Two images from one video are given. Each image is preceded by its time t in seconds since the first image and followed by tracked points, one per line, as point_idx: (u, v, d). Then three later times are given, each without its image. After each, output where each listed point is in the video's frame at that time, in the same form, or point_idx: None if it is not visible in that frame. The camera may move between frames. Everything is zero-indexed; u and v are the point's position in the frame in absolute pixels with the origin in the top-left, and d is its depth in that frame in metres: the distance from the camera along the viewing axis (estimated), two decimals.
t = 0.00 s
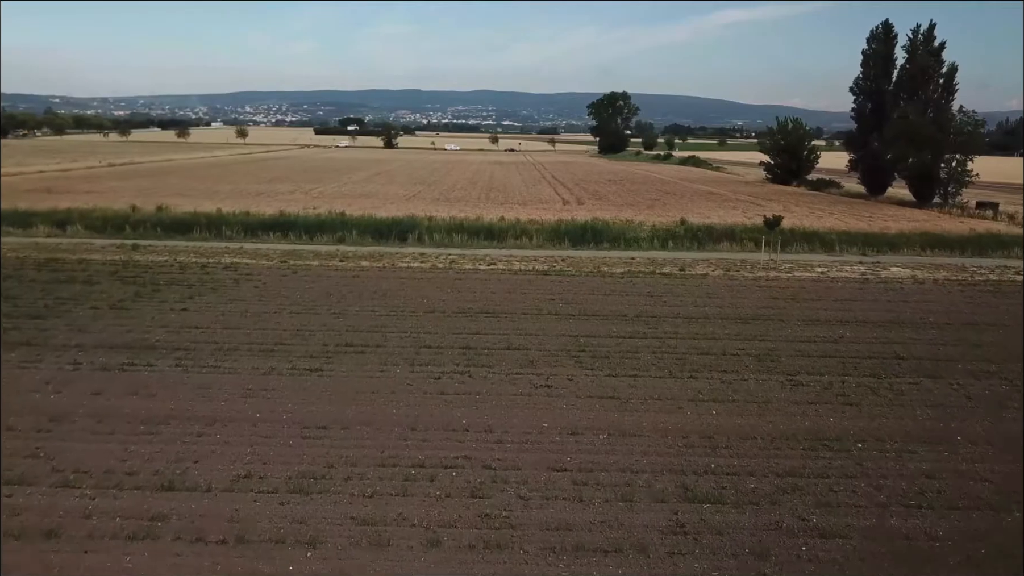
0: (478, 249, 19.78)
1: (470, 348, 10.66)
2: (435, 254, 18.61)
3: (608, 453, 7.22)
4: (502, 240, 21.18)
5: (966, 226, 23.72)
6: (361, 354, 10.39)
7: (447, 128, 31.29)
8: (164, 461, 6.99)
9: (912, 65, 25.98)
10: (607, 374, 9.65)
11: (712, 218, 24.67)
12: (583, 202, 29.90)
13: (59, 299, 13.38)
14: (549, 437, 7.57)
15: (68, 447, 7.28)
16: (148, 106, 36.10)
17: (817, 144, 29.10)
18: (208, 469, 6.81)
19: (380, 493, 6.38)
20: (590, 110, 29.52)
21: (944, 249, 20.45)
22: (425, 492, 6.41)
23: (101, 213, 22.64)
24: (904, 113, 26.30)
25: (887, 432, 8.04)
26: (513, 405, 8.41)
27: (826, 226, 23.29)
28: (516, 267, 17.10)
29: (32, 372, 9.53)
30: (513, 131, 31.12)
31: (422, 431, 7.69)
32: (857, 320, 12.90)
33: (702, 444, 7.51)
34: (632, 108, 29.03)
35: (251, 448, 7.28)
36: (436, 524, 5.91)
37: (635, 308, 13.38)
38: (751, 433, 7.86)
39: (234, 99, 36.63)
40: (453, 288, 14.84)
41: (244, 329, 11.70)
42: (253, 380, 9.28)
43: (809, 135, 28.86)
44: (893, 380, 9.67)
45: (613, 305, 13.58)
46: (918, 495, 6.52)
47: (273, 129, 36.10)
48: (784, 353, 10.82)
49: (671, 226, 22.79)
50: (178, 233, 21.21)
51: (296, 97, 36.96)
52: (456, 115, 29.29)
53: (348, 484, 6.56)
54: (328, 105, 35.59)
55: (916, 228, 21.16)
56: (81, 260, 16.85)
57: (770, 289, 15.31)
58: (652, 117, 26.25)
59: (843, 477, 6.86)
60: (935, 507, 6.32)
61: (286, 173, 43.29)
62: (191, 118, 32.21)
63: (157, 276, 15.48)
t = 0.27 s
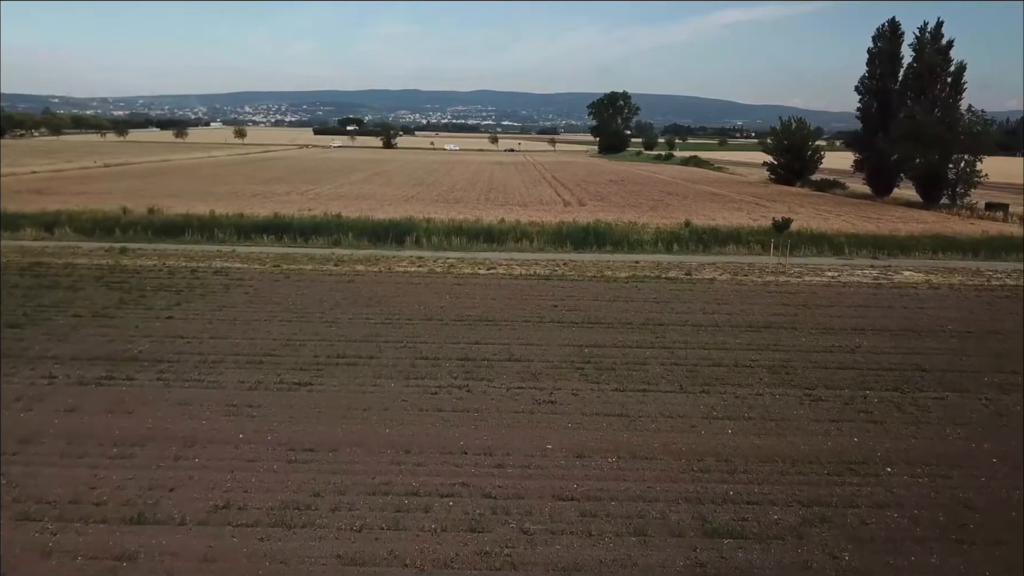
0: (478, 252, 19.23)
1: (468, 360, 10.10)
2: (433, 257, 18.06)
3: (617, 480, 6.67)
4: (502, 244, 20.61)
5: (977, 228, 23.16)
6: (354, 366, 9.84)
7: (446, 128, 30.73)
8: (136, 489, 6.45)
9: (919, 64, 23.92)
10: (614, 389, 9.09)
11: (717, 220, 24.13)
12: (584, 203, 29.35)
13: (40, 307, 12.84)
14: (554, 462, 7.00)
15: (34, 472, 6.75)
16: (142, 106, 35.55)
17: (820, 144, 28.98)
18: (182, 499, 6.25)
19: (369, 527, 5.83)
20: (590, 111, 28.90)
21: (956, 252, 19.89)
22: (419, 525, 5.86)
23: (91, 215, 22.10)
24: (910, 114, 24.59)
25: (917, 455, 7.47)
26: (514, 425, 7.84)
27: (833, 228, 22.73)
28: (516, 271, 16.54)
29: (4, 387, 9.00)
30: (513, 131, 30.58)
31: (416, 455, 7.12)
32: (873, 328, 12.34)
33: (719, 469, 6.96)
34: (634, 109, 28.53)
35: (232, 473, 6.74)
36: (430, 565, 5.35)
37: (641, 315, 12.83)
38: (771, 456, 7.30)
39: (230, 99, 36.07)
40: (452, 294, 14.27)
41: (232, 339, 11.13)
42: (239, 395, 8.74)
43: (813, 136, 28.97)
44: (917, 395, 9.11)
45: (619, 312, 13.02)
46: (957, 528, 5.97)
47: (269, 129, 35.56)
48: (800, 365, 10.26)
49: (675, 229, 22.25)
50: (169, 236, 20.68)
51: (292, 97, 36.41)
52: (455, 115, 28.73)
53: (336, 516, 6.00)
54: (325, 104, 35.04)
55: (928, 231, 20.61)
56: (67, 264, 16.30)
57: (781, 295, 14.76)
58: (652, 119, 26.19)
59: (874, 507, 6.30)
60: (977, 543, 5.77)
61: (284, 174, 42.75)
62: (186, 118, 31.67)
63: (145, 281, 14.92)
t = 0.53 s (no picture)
0: (477, 256, 18.66)
1: (466, 373, 9.55)
2: (430, 261, 17.50)
3: (629, 512, 6.11)
4: (502, 247, 20.05)
5: (989, 230, 22.60)
6: (345, 379, 9.27)
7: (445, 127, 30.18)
8: (104, 521, 5.90)
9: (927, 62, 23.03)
10: (622, 405, 8.53)
11: (722, 221, 23.59)
12: (585, 204, 28.84)
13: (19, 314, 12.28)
14: (559, 489, 6.45)
15: None
16: (136, 105, 35.00)
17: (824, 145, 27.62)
18: (152, 535, 5.69)
19: (356, 569, 5.26)
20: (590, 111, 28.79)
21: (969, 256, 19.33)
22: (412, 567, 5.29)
23: (81, 217, 21.54)
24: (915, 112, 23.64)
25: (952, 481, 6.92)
26: (516, 447, 7.28)
27: (842, 230, 22.17)
28: (516, 276, 15.98)
29: None
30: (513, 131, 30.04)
31: (410, 482, 6.57)
32: (891, 337, 11.77)
33: (739, 498, 6.39)
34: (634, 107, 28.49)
35: (209, 503, 6.17)
36: None
37: (648, 323, 12.27)
38: (795, 482, 6.75)
39: (226, 98, 35.51)
40: (450, 300, 13.72)
41: (218, 349, 10.58)
42: (221, 413, 8.18)
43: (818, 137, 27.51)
44: (946, 411, 8.54)
45: (624, 320, 12.46)
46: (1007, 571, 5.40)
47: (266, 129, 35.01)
48: (818, 377, 9.69)
49: (679, 231, 21.71)
50: (159, 239, 20.12)
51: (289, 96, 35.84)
52: (454, 114, 28.19)
53: (321, 554, 5.43)
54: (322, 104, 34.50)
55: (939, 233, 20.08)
56: (51, 268, 15.74)
57: (792, 301, 14.20)
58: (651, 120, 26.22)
59: (913, 544, 5.73)
60: None
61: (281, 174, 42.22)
62: (180, 117, 31.11)
63: (131, 286, 14.36)
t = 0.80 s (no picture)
0: (477, 259, 18.08)
1: (465, 387, 8.97)
2: (428, 265, 16.92)
3: (643, 549, 5.54)
4: (503, 250, 19.48)
5: (1001, 233, 22.03)
6: (337, 395, 8.71)
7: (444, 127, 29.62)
8: (62, 561, 5.33)
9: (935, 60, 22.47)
10: (632, 423, 7.95)
11: (728, 223, 23.03)
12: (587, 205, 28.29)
13: None
14: (566, 522, 5.88)
15: None
16: (131, 105, 34.48)
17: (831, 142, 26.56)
18: None
19: None
20: (590, 111, 28.86)
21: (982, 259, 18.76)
22: None
23: (70, 219, 21.02)
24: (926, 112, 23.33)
25: (994, 511, 6.34)
26: (518, 473, 6.71)
27: (850, 232, 21.62)
28: (518, 280, 15.39)
29: None
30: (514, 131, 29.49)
31: (403, 513, 6.00)
32: (913, 346, 11.20)
33: (764, 532, 5.82)
34: (634, 106, 28.60)
35: (180, 539, 5.60)
36: None
37: (656, 332, 11.71)
38: (824, 513, 6.17)
39: (223, 98, 34.97)
40: (448, 307, 13.17)
41: (202, 361, 10.01)
42: (201, 433, 7.61)
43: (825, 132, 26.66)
44: (979, 430, 7.96)
45: (630, 328, 11.88)
46: None
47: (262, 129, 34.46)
48: (838, 391, 9.11)
49: (685, 233, 21.15)
50: (150, 242, 19.60)
51: (286, 95, 35.28)
52: (453, 114, 27.65)
53: None
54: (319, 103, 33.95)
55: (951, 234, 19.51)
56: (34, 272, 15.19)
57: (804, 307, 13.64)
58: (651, 120, 26.31)
59: None
60: None
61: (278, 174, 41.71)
62: (175, 117, 30.58)
63: (116, 292, 13.80)
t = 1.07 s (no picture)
0: (475, 263, 17.43)
1: (463, 406, 8.30)
2: (425, 269, 16.28)
3: None
4: (503, 253, 18.83)
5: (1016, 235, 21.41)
6: (324, 415, 8.05)
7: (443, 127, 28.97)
8: None
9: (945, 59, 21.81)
10: (645, 447, 7.28)
11: (735, 225, 22.39)
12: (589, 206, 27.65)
13: None
14: (577, 569, 5.22)
15: None
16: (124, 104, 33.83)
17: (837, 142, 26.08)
18: None
19: None
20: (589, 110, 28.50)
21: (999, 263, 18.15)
22: None
23: (56, 221, 20.34)
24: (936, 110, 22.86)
25: None
26: (521, 508, 6.04)
27: (861, 234, 20.98)
28: (518, 286, 14.73)
29: None
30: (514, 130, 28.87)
31: (393, 557, 5.34)
32: (939, 358, 10.55)
33: None
34: (635, 106, 28.07)
35: None
36: None
37: (665, 343, 11.05)
38: (865, 556, 5.51)
39: (218, 97, 34.30)
40: (446, 315, 12.52)
41: (181, 375, 9.34)
42: (174, 459, 6.93)
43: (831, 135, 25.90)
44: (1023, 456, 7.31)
45: (637, 338, 11.20)
46: None
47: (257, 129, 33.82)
48: (865, 409, 8.46)
49: (691, 235, 20.51)
50: (137, 245, 18.94)
51: (282, 94, 34.58)
52: (453, 114, 27.05)
53: None
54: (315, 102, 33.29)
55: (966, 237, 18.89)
56: (12, 278, 14.50)
57: (820, 314, 12.99)
58: (650, 121, 26.48)
59: None
60: None
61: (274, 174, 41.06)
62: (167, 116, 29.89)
63: (97, 299, 13.13)
